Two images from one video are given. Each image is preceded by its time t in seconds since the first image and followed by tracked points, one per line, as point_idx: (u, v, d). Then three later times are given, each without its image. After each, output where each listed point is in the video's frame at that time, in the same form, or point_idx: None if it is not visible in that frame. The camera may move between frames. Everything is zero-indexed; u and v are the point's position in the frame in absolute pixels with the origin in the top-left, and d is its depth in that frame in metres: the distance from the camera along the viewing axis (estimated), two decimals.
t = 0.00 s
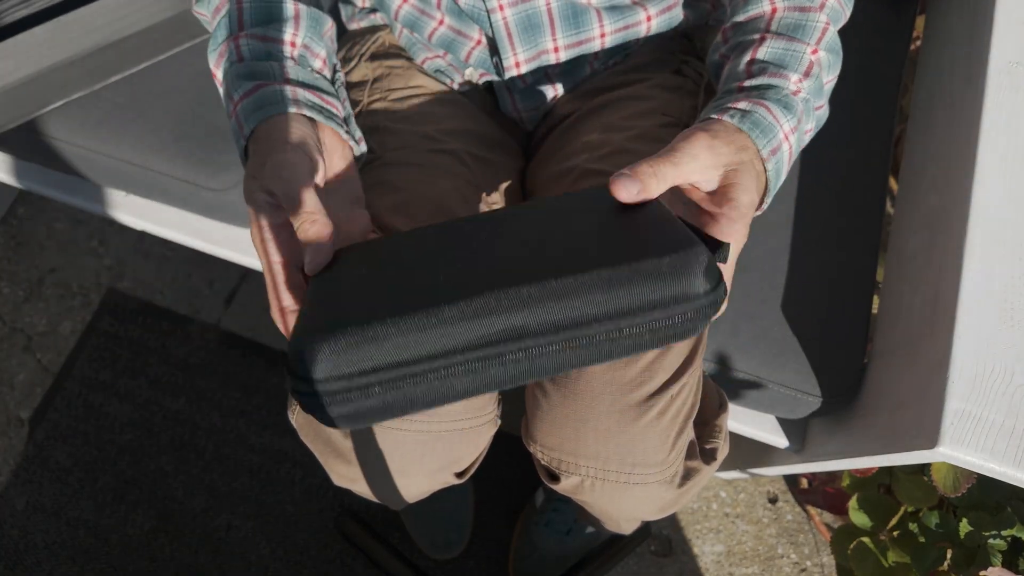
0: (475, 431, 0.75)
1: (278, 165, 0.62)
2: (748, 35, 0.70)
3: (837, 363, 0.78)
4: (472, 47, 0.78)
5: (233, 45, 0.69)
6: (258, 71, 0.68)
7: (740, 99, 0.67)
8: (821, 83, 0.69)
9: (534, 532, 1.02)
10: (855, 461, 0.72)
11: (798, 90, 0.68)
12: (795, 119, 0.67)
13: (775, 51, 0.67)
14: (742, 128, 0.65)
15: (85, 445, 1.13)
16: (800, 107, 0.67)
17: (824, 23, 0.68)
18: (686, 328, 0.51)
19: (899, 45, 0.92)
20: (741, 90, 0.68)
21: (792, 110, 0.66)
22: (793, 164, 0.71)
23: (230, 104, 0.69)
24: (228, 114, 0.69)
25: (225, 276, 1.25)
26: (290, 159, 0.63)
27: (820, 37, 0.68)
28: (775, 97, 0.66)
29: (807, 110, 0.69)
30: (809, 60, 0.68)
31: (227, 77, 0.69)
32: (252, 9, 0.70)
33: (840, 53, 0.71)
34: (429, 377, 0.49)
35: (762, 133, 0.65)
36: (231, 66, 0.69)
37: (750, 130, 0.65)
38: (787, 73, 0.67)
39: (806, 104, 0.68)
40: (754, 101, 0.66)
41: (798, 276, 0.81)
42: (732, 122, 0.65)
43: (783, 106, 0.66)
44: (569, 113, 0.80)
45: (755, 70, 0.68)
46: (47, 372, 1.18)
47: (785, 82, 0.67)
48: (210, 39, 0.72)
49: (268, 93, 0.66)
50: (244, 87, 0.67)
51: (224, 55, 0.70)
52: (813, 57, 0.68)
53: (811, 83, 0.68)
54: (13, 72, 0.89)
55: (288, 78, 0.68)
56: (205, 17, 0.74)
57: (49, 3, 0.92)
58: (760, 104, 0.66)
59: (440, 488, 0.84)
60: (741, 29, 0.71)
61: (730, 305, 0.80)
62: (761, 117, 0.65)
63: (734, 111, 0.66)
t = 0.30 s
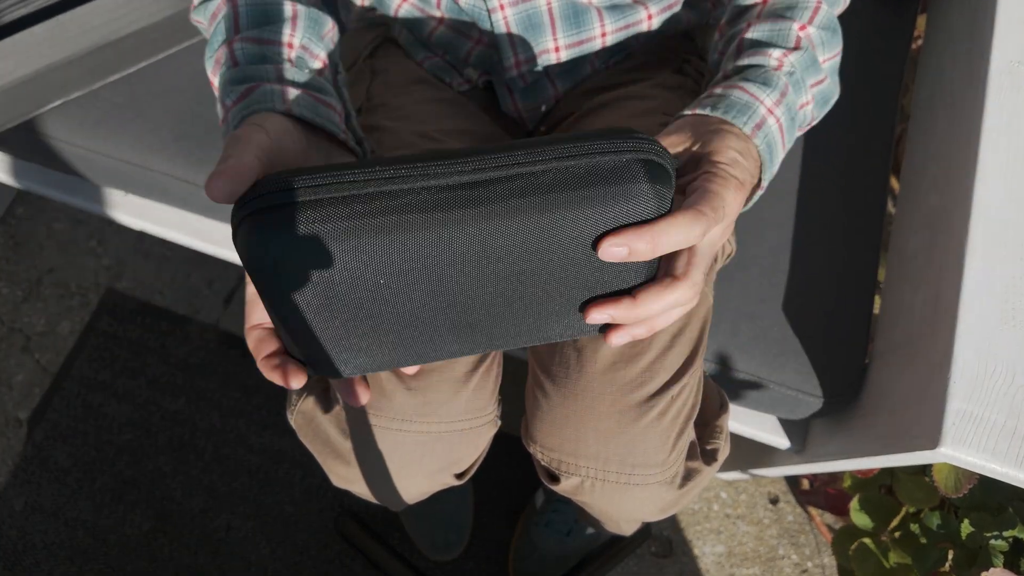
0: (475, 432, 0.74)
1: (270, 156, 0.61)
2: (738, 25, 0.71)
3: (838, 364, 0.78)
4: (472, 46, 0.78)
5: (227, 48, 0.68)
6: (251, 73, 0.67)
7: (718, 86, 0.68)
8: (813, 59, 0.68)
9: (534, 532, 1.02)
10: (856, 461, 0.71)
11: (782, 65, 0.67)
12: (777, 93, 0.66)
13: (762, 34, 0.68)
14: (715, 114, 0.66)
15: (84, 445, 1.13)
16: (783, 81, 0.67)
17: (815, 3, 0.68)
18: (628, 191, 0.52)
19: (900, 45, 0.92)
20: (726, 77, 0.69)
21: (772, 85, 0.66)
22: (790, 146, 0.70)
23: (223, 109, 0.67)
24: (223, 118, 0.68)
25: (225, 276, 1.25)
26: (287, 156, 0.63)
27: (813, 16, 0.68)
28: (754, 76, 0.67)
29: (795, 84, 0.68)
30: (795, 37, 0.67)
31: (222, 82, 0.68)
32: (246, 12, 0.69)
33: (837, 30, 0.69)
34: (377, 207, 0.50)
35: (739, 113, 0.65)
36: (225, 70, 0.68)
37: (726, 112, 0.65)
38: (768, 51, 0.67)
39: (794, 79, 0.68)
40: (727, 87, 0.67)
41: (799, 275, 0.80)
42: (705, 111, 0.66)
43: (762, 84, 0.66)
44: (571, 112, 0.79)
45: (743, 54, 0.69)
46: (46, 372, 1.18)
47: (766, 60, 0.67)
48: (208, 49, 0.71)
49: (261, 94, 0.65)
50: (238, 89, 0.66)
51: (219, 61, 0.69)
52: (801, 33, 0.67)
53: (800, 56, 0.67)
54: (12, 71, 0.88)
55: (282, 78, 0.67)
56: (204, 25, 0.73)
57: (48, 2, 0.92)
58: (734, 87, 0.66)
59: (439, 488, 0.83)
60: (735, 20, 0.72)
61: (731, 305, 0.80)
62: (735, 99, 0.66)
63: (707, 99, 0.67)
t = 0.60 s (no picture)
0: (474, 431, 0.75)
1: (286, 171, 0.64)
2: None
3: (837, 364, 0.78)
4: (472, 47, 0.78)
5: (247, 48, 0.70)
6: (273, 77, 0.69)
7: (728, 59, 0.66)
8: (807, 45, 0.70)
9: (534, 532, 1.02)
10: (856, 461, 0.72)
11: (785, 46, 0.68)
12: (781, 79, 0.67)
13: (761, 11, 0.68)
14: (732, 93, 0.65)
15: (84, 445, 1.13)
16: (786, 65, 0.68)
17: None
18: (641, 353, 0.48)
19: (899, 45, 0.92)
20: (726, 48, 0.68)
21: (778, 68, 0.67)
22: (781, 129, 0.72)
23: (241, 109, 0.69)
24: (242, 121, 0.69)
25: (225, 276, 1.25)
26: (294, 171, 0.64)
27: None
28: (761, 55, 0.66)
29: (792, 70, 0.69)
30: (796, 19, 0.68)
31: (238, 81, 0.69)
32: (266, 14, 0.71)
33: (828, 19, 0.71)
34: (387, 362, 0.49)
35: (754, 98, 0.66)
36: (244, 69, 0.70)
37: (742, 93, 0.65)
38: (772, 30, 0.67)
39: (793, 64, 0.69)
40: (742, 63, 0.65)
41: (798, 275, 0.81)
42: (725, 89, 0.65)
43: (770, 65, 0.66)
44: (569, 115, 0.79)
45: (739, 29, 0.68)
46: (47, 372, 1.18)
47: (772, 39, 0.67)
48: (219, 45, 0.72)
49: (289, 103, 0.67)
50: (264, 94, 0.68)
51: (234, 57, 0.70)
52: (799, 17, 0.68)
53: (799, 41, 0.68)
54: (12, 71, 0.88)
55: (305, 85, 0.70)
56: (212, 22, 0.74)
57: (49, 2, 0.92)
58: (750, 65, 0.65)
59: (439, 488, 0.83)
60: None
61: (730, 305, 0.80)
62: (751, 80, 0.65)
63: (722, 73, 0.65)
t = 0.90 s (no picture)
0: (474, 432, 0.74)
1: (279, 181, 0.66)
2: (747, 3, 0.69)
3: (837, 364, 0.78)
4: (472, 46, 0.78)
5: (244, 33, 0.71)
6: (270, 62, 0.70)
7: (762, 68, 0.65)
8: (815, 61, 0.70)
9: (534, 532, 1.02)
10: (857, 462, 0.71)
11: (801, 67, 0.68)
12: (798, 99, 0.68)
13: (778, 24, 0.67)
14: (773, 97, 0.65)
15: (84, 445, 1.13)
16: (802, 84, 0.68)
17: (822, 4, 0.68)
18: (554, 481, 0.54)
19: (900, 44, 0.91)
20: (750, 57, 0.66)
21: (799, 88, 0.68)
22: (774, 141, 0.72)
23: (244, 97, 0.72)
24: (246, 112, 0.72)
25: (224, 276, 1.25)
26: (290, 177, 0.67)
27: (817, 17, 0.68)
28: (786, 71, 0.66)
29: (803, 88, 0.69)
30: (808, 39, 0.67)
31: (240, 67, 0.72)
32: None
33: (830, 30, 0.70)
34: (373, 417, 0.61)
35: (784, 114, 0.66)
36: (243, 55, 0.72)
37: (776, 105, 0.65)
38: (794, 48, 0.67)
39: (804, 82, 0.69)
40: (776, 75, 0.65)
41: (799, 275, 0.80)
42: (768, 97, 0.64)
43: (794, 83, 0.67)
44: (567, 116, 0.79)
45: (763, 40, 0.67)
46: (46, 372, 1.18)
47: (796, 55, 0.67)
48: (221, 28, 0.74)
49: (284, 92, 0.69)
50: (261, 83, 0.70)
51: (234, 42, 0.72)
52: (812, 36, 0.68)
53: (812, 61, 0.69)
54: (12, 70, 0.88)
55: (301, 70, 0.71)
56: (216, 10, 0.76)
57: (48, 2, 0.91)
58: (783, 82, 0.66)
59: (439, 488, 0.83)
60: None
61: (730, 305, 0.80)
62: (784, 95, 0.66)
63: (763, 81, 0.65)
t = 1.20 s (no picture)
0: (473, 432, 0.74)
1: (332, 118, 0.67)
2: (694, 8, 0.69)
3: (838, 364, 0.78)
4: (472, 45, 0.78)
5: (241, 12, 0.72)
6: (270, 40, 0.71)
7: (671, 82, 0.65)
8: (754, 71, 0.68)
9: (534, 532, 1.02)
10: (857, 462, 0.71)
11: (731, 70, 0.67)
12: (722, 106, 0.67)
13: (715, 28, 0.66)
14: (673, 123, 0.64)
15: (84, 445, 1.13)
16: (729, 90, 0.67)
17: (770, 10, 0.67)
18: (516, 500, 0.56)
19: (900, 44, 0.91)
20: (673, 64, 0.67)
21: (721, 95, 0.66)
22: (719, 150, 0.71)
23: (241, 72, 0.72)
24: (245, 89, 0.72)
25: (224, 276, 1.25)
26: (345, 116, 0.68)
27: (765, 24, 0.67)
28: (706, 76, 0.65)
29: (735, 94, 0.68)
30: (748, 43, 0.67)
31: (236, 47, 0.72)
32: None
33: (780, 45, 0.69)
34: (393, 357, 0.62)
35: (694, 129, 0.65)
36: (240, 34, 0.72)
37: (682, 123, 0.64)
38: (722, 51, 0.66)
39: (736, 87, 0.67)
40: (684, 89, 0.65)
41: (799, 275, 0.80)
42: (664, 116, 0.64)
43: (712, 91, 0.65)
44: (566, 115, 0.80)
45: (693, 44, 0.66)
46: (46, 372, 1.18)
47: (718, 61, 0.66)
48: (217, 11, 0.75)
49: (290, 66, 0.70)
50: (263, 58, 0.70)
51: (230, 22, 0.73)
52: (752, 41, 0.67)
53: (746, 65, 0.67)
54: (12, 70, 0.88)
55: (301, 46, 0.72)
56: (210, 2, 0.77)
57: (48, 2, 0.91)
58: (691, 93, 0.65)
59: (439, 489, 0.83)
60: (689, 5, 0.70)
61: (730, 304, 0.80)
62: (692, 109, 0.65)
63: (665, 100, 0.64)
